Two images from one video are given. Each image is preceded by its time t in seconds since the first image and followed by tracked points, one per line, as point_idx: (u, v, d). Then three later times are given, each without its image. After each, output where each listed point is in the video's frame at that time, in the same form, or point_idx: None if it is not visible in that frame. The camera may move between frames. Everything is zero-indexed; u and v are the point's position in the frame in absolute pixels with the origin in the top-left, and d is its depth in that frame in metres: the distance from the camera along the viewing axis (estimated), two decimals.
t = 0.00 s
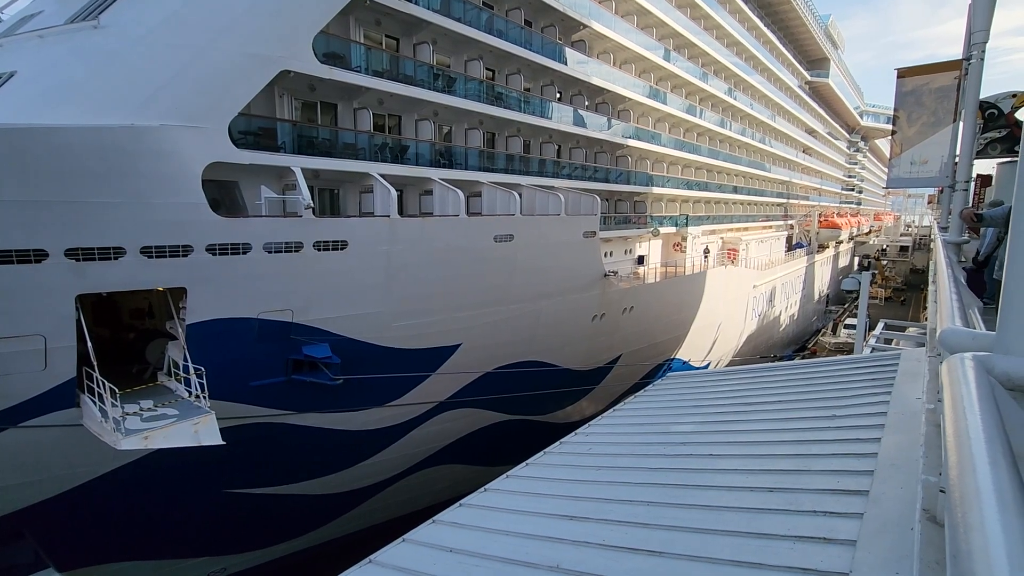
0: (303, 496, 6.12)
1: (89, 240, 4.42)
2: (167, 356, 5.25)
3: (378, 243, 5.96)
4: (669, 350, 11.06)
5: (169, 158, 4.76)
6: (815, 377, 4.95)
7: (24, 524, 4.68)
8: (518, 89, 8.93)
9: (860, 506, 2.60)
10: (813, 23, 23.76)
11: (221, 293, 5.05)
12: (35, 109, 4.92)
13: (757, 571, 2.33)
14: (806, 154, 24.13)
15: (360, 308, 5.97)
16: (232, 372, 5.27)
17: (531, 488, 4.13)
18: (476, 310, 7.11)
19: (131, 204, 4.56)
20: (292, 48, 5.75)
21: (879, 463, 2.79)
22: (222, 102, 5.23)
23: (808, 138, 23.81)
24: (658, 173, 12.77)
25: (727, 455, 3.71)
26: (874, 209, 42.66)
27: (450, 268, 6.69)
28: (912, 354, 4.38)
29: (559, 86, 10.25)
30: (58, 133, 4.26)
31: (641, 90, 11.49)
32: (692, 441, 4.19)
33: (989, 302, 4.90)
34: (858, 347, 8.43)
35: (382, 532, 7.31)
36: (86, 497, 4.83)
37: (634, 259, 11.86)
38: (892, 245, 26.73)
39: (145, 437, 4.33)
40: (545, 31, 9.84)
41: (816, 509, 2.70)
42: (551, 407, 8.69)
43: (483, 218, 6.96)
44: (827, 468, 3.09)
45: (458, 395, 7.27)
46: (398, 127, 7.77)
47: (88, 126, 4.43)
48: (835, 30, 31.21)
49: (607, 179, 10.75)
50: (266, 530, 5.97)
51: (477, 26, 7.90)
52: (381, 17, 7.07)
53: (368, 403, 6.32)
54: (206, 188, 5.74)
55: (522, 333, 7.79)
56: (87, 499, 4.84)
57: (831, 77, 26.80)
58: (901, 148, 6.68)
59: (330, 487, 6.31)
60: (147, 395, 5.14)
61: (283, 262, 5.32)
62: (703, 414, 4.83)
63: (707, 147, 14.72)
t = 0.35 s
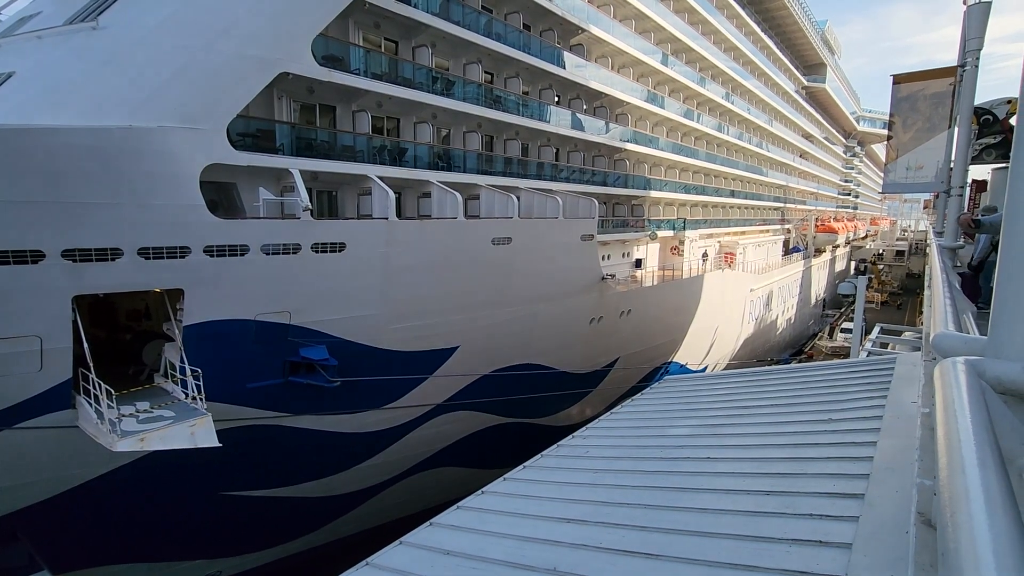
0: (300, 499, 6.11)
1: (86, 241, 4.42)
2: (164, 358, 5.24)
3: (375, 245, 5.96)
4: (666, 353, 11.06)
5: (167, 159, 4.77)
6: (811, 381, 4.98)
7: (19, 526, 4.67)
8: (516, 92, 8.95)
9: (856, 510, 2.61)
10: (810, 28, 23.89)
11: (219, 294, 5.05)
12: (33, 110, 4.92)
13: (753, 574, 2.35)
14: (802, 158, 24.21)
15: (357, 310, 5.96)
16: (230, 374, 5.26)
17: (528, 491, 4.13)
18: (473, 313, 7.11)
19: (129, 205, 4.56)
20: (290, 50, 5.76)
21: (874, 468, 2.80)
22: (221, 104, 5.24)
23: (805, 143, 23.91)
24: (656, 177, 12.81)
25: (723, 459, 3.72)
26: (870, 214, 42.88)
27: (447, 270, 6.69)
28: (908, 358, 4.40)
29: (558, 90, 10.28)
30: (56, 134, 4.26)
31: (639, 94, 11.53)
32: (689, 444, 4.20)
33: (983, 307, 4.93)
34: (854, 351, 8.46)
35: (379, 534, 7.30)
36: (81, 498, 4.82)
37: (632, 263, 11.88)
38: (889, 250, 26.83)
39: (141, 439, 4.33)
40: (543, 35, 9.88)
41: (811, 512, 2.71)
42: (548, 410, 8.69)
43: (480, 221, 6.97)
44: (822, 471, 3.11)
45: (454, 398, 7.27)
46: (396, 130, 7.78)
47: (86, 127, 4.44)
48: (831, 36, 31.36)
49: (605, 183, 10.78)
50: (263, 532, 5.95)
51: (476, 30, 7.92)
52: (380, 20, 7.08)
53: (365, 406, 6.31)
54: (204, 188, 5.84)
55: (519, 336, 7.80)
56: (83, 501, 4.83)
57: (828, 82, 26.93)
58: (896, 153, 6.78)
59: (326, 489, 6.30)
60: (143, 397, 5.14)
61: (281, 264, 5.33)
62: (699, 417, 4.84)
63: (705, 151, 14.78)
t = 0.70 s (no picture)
0: (296, 502, 6.08)
1: (83, 242, 4.41)
2: (160, 360, 5.22)
3: (374, 248, 5.96)
4: (664, 357, 11.06)
5: (166, 161, 4.76)
6: (808, 384, 4.98)
7: (13, 528, 4.64)
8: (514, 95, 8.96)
9: (854, 514, 2.61)
10: (808, 33, 23.98)
11: (216, 296, 5.04)
12: (31, 110, 4.91)
13: None
14: (800, 162, 24.26)
15: (355, 312, 5.95)
16: (227, 376, 5.25)
17: (525, 494, 4.12)
18: (472, 316, 7.10)
19: (126, 206, 4.55)
20: (289, 52, 5.76)
21: (873, 472, 2.80)
22: (220, 105, 5.24)
23: (803, 147, 23.99)
24: (654, 180, 12.83)
25: (721, 462, 3.71)
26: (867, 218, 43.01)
27: (446, 272, 6.68)
28: (906, 363, 4.40)
29: (556, 93, 10.29)
30: (54, 134, 4.26)
31: (637, 98, 11.54)
32: (687, 447, 4.20)
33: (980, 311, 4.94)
34: (851, 355, 8.46)
35: (376, 537, 7.28)
36: (77, 500, 4.79)
37: (630, 266, 11.88)
38: (886, 254, 26.91)
39: (137, 441, 4.33)
40: (542, 38, 9.90)
41: (810, 516, 2.71)
42: (546, 413, 8.68)
43: (479, 223, 6.97)
44: (820, 475, 3.11)
45: (452, 401, 7.25)
46: (395, 132, 7.79)
47: (85, 128, 4.43)
48: (828, 40, 31.46)
49: (603, 186, 10.79)
50: (259, 535, 5.92)
51: (475, 33, 7.93)
52: (379, 22, 7.09)
53: (363, 408, 6.30)
54: (201, 189, 5.77)
55: (517, 339, 7.79)
56: (78, 503, 4.81)
57: (826, 86, 27.03)
58: (894, 157, 6.85)
59: (323, 492, 6.27)
60: (140, 399, 5.12)
61: (279, 266, 5.32)
62: (697, 421, 4.84)
63: (703, 154, 14.80)
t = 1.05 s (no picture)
0: (294, 507, 6.06)
1: (81, 246, 4.41)
2: (158, 364, 5.21)
3: (372, 252, 5.97)
4: (662, 361, 11.08)
5: (164, 165, 4.78)
6: (806, 389, 4.99)
7: (8, 533, 4.62)
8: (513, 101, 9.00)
9: (851, 518, 2.62)
10: (804, 40, 24.15)
11: (214, 300, 5.04)
12: (30, 114, 4.92)
13: None
14: (797, 168, 24.39)
15: (353, 316, 5.95)
16: (225, 381, 5.24)
17: (524, 499, 4.13)
18: (469, 320, 7.11)
19: (124, 211, 4.56)
20: (288, 57, 5.79)
21: (870, 477, 2.81)
22: (218, 110, 5.26)
23: (799, 152, 24.12)
24: (651, 185, 12.88)
25: (719, 467, 3.72)
26: (864, 223, 43.19)
27: (443, 277, 6.69)
28: (902, 367, 4.42)
29: (554, 99, 10.34)
30: (53, 139, 4.27)
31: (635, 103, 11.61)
32: (685, 451, 4.21)
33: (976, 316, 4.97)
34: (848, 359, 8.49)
35: (373, 543, 7.25)
36: (73, 505, 4.77)
37: (628, 270, 11.91)
38: (883, 259, 27.03)
39: (133, 446, 4.32)
40: (540, 44, 9.95)
41: (807, 520, 2.72)
42: (544, 417, 8.67)
43: (476, 228, 6.98)
44: (817, 479, 3.12)
45: (450, 405, 7.24)
46: (393, 137, 7.82)
47: (84, 132, 4.45)
48: (824, 46, 31.69)
49: (601, 191, 10.83)
50: (256, 540, 5.90)
51: (474, 39, 7.97)
52: (378, 28, 7.12)
53: (360, 413, 6.29)
54: (200, 194, 5.83)
55: (515, 343, 7.79)
56: (73, 508, 4.78)
57: (822, 92, 27.20)
58: (889, 163, 6.86)
59: (321, 497, 6.25)
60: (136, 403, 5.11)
61: (277, 271, 5.32)
62: (695, 425, 4.85)
63: (700, 160, 14.87)
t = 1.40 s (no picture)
0: (291, 514, 6.04)
1: (79, 252, 4.42)
2: (155, 370, 5.21)
3: (370, 258, 5.99)
4: (660, 367, 11.09)
5: (163, 172, 4.79)
6: (802, 395, 5.02)
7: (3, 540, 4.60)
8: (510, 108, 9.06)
9: (848, 523, 2.63)
10: (799, 48, 24.35)
11: (212, 306, 5.04)
12: (29, 121, 4.93)
13: None
14: (793, 174, 24.53)
15: (351, 323, 5.96)
16: (222, 387, 5.23)
17: (522, 505, 4.12)
18: (467, 326, 7.11)
19: (123, 217, 4.57)
20: (287, 65, 5.82)
21: (867, 482, 2.83)
22: (217, 117, 5.28)
23: (795, 159, 24.26)
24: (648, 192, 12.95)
25: (717, 472, 3.73)
26: (860, 229, 43.42)
27: (440, 283, 6.69)
28: (898, 373, 4.44)
29: (552, 106, 10.41)
30: (52, 146, 4.29)
31: (632, 111, 11.67)
32: (683, 457, 4.21)
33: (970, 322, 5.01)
34: (846, 366, 8.51)
35: (370, 550, 7.22)
36: (68, 513, 4.75)
37: (625, 277, 11.94)
38: (879, 265, 27.16)
39: (130, 453, 4.30)
40: (538, 52, 10.02)
41: (805, 525, 2.73)
42: (542, 423, 8.66)
43: (474, 234, 7.00)
44: (814, 484, 3.13)
45: (448, 412, 7.24)
46: (391, 144, 7.85)
47: (83, 139, 4.46)
48: (819, 54, 31.94)
49: (599, 197, 10.87)
50: (252, 548, 5.86)
51: (472, 47, 8.02)
52: (376, 36, 7.17)
53: (357, 419, 6.27)
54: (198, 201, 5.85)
55: (513, 350, 7.80)
56: (68, 516, 4.76)
57: (817, 100, 27.39)
58: (885, 169, 6.89)
59: (318, 505, 6.23)
60: (133, 410, 5.10)
61: (275, 277, 5.33)
62: (693, 431, 4.86)
63: (697, 166, 14.95)
